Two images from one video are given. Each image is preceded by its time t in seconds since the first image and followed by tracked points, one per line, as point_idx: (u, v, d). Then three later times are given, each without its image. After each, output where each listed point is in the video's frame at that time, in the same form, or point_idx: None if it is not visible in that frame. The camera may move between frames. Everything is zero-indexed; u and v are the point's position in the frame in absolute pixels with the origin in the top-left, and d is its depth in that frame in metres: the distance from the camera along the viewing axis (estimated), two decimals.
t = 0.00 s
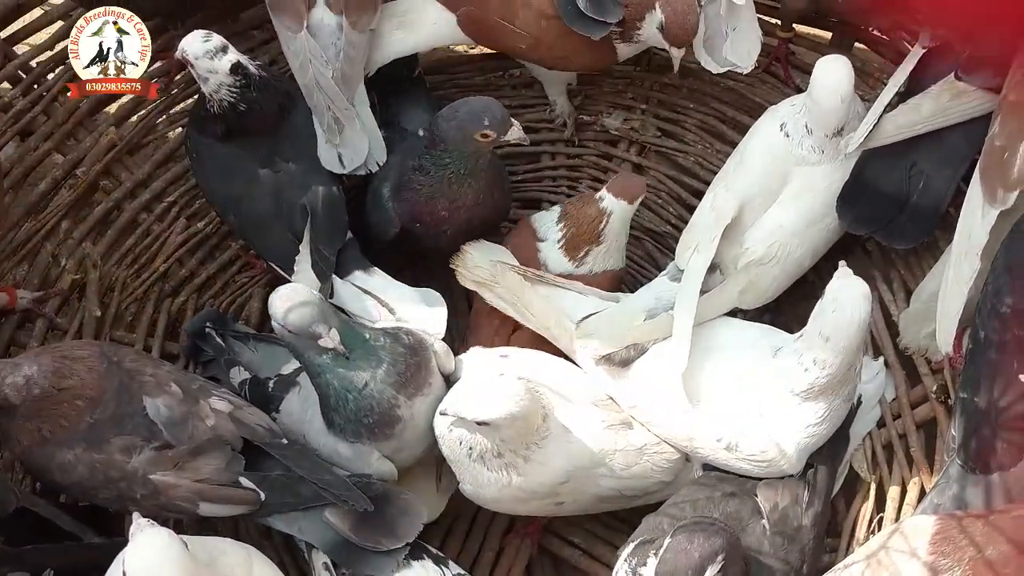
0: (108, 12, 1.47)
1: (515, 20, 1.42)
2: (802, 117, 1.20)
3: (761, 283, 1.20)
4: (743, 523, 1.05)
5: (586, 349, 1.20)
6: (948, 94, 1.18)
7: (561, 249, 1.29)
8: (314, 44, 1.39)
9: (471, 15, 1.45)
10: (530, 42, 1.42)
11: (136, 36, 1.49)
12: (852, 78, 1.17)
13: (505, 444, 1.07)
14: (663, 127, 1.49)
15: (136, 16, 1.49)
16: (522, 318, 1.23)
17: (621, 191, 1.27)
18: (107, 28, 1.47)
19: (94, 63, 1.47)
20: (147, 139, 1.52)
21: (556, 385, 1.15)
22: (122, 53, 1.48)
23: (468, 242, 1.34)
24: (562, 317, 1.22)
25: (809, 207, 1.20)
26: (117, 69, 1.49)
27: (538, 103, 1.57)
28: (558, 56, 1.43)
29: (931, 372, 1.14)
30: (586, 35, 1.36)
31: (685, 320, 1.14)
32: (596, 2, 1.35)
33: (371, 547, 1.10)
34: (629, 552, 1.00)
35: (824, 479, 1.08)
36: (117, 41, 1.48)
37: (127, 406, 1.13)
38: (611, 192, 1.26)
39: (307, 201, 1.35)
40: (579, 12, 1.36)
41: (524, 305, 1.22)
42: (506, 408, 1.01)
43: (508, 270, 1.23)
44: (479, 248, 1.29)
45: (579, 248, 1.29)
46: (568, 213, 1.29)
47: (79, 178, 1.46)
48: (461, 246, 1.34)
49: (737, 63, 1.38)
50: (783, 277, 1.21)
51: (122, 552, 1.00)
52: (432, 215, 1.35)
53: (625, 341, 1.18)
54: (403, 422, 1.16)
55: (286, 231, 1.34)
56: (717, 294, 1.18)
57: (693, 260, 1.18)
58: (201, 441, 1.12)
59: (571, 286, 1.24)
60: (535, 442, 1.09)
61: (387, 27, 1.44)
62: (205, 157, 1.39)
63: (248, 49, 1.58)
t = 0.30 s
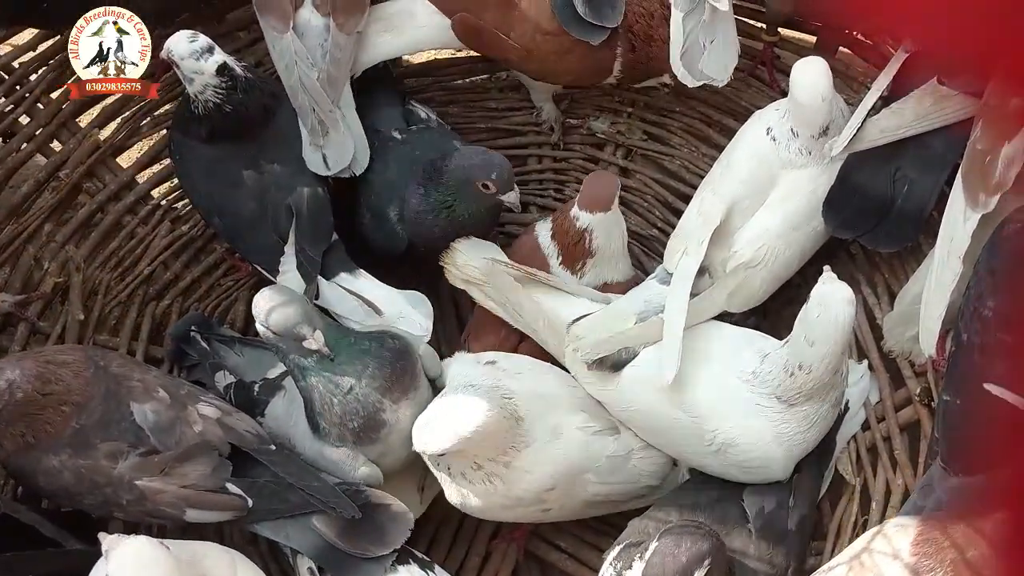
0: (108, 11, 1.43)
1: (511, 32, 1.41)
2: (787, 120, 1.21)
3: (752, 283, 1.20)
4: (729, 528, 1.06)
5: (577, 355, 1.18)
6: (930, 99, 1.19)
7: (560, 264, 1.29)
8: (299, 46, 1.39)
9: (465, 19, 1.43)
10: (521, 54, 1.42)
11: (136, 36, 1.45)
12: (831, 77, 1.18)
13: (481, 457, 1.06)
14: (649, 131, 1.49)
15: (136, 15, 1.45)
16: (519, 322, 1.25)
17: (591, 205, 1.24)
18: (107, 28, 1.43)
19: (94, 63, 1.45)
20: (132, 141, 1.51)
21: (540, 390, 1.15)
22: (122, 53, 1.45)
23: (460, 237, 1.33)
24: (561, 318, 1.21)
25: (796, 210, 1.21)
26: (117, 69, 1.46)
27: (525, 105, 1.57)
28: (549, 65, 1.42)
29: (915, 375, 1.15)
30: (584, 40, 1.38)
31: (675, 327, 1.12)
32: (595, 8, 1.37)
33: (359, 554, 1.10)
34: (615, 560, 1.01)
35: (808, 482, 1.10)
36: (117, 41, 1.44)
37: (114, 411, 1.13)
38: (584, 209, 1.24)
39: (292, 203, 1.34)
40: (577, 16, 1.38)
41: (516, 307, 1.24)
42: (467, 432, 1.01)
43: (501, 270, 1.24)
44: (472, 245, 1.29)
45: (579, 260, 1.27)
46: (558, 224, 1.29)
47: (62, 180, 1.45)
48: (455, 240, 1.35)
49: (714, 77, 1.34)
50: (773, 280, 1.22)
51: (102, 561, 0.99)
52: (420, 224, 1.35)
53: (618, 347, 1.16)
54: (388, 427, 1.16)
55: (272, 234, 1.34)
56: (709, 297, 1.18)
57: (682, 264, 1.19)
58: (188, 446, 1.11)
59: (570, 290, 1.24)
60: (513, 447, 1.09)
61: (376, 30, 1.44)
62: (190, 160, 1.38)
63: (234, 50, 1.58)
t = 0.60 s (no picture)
0: (108, 11, 1.38)
1: (493, 37, 1.42)
2: (767, 127, 1.24)
3: (739, 290, 1.21)
4: (709, 533, 1.06)
5: (581, 365, 1.17)
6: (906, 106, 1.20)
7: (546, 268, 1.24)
8: (279, 49, 1.38)
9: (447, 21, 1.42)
10: (502, 59, 1.43)
11: (136, 36, 1.39)
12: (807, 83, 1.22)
13: (466, 459, 1.10)
14: (627, 139, 1.51)
15: (136, 16, 1.39)
16: (494, 337, 1.24)
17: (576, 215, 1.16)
18: (107, 27, 1.38)
19: (95, 63, 1.39)
20: (107, 144, 1.50)
21: (520, 396, 1.16)
22: (122, 53, 1.39)
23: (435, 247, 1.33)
24: (540, 338, 1.21)
25: (775, 217, 1.22)
26: (117, 68, 1.40)
27: (504, 112, 1.58)
28: (532, 72, 1.43)
29: (889, 380, 1.17)
30: (570, 50, 1.40)
31: (672, 334, 1.12)
32: (579, 18, 1.38)
33: (333, 558, 1.08)
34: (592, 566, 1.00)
35: (786, 486, 1.10)
36: (117, 41, 1.39)
37: (88, 413, 1.12)
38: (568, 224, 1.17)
39: (271, 207, 1.33)
40: (560, 24, 1.39)
41: (496, 326, 1.22)
42: (447, 431, 1.03)
43: (483, 287, 1.21)
44: (450, 255, 1.26)
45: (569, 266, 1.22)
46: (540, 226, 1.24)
47: (35, 182, 1.43)
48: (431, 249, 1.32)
49: (684, 84, 1.37)
50: (759, 285, 1.22)
51: (73, 566, 0.98)
52: (393, 206, 1.33)
53: (620, 354, 1.15)
54: (362, 432, 1.16)
55: (249, 239, 1.33)
56: (699, 304, 1.18)
57: (671, 268, 1.20)
58: (160, 449, 1.10)
59: (557, 304, 1.22)
60: (496, 449, 1.11)
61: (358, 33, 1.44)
62: (166, 164, 1.38)
63: (212, 54, 1.57)
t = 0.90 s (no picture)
0: (108, 12, 1.36)
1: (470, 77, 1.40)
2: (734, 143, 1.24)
3: (706, 306, 1.22)
4: (683, 554, 1.06)
5: (541, 384, 1.16)
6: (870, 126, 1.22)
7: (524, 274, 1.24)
8: (244, 65, 1.39)
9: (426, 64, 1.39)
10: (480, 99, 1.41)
11: (135, 36, 1.35)
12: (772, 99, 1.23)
13: (442, 492, 1.09)
14: (597, 157, 1.51)
15: (138, 17, 1.38)
16: (457, 368, 1.23)
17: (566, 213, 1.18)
18: (107, 28, 1.36)
19: (95, 63, 1.35)
20: (71, 167, 1.47)
21: (493, 428, 1.16)
22: (122, 52, 1.32)
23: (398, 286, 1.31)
24: (505, 365, 1.19)
25: (743, 232, 1.23)
26: (116, 68, 1.31)
27: (476, 130, 1.58)
28: (509, 109, 1.42)
29: (860, 396, 1.17)
30: (539, 66, 1.40)
31: (634, 351, 1.13)
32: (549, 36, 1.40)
33: None
34: None
35: (760, 505, 1.10)
36: (116, 42, 1.35)
37: (51, 444, 1.10)
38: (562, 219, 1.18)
39: (240, 232, 1.32)
40: (528, 40, 1.40)
41: (454, 355, 1.22)
42: (416, 466, 1.02)
43: (444, 322, 1.21)
44: (408, 292, 1.26)
45: (551, 272, 1.23)
46: (523, 234, 1.24)
47: None
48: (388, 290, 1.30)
49: (647, 103, 1.36)
50: (725, 302, 1.23)
51: None
52: (360, 249, 1.35)
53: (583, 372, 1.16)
54: (335, 456, 1.14)
55: (218, 263, 1.32)
56: (660, 320, 1.20)
57: (637, 285, 1.19)
58: (125, 479, 1.08)
59: (513, 333, 1.21)
60: (472, 485, 1.10)
61: (327, 59, 1.43)
62: (130, 191, 1.36)
63: (179, 75, 1.55)
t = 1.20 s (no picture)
0: (108, 11, 1.38)
1: (463, 89, 1.40)
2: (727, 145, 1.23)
3: (708, 311, 1.22)
4: (682, 557, 1.06)
5: (549, 398, 1.16)
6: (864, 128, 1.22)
7: (535, 287, 1.21)
8: (237, 74, 1.38)
9: (419, 80, 1.37)
10: (475, 109, 1.41)
11: (136, 36, 1.37)
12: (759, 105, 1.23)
13: (438, 507, 1.06)
14: (592, 160, 1.51)
15: (137, 17, 1.39)
16: (451, 393, 1.20)
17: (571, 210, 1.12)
18: (107, 28, 1.38)
19: (95, 64, 1.34)
20: (65, 173, 1.46)
21: (487, 460, 1.14)
22: (122, 53, 1.34)
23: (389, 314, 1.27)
24: (502, 388, 1.17)
25: (742, 235, 1.23)
26: (117, 68, 1.32)
27: (471, 135, 1.58)
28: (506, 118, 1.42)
29: (857, 398, 1.17)
30: (528, 72, 1.39)
31: (641, 359, 1.15)
32: (540, 42, 1.39)
33: None
34: None
35: (759, 508, 1.10)
36: (116, 41, 1.37)
37: (44, 449, 1.10)
38: (567, 219, 1.12)
39: (234, 239, 1.31)
40: (519, 48, 1.39)
41: (450, 382, 1.19)
42: (409, 479, 1.00)
43: (437, 350, 1.19)
44: (399, 321, 1.23)
45: (561, 281, 1.18)
46: (534, 243, 1.19)
47: None
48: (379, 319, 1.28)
49: (637, 106, 1.36)
50: (726, 305, 1.23)
51: None
52: (335, 236, 1.31)
53: (591, 383, 1.16)
54: (334, 460, 1.14)
55: (213, 270, 1.31)
56: (665, 326, 1.20)
57: (638, 291, 1.21)
58: (119, 483, 1.08)
59: (510, 353, 1.20)
60: (465, 505, 1.08)
61: (321, 73, 1.45)
62: (123, 197, 1.35)
63: (172, 81, 1.55)
